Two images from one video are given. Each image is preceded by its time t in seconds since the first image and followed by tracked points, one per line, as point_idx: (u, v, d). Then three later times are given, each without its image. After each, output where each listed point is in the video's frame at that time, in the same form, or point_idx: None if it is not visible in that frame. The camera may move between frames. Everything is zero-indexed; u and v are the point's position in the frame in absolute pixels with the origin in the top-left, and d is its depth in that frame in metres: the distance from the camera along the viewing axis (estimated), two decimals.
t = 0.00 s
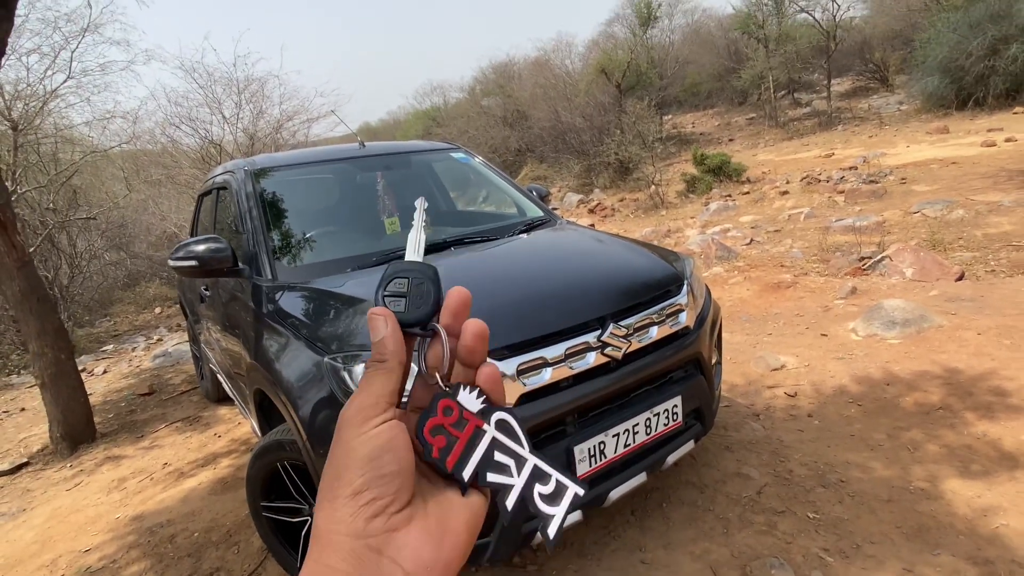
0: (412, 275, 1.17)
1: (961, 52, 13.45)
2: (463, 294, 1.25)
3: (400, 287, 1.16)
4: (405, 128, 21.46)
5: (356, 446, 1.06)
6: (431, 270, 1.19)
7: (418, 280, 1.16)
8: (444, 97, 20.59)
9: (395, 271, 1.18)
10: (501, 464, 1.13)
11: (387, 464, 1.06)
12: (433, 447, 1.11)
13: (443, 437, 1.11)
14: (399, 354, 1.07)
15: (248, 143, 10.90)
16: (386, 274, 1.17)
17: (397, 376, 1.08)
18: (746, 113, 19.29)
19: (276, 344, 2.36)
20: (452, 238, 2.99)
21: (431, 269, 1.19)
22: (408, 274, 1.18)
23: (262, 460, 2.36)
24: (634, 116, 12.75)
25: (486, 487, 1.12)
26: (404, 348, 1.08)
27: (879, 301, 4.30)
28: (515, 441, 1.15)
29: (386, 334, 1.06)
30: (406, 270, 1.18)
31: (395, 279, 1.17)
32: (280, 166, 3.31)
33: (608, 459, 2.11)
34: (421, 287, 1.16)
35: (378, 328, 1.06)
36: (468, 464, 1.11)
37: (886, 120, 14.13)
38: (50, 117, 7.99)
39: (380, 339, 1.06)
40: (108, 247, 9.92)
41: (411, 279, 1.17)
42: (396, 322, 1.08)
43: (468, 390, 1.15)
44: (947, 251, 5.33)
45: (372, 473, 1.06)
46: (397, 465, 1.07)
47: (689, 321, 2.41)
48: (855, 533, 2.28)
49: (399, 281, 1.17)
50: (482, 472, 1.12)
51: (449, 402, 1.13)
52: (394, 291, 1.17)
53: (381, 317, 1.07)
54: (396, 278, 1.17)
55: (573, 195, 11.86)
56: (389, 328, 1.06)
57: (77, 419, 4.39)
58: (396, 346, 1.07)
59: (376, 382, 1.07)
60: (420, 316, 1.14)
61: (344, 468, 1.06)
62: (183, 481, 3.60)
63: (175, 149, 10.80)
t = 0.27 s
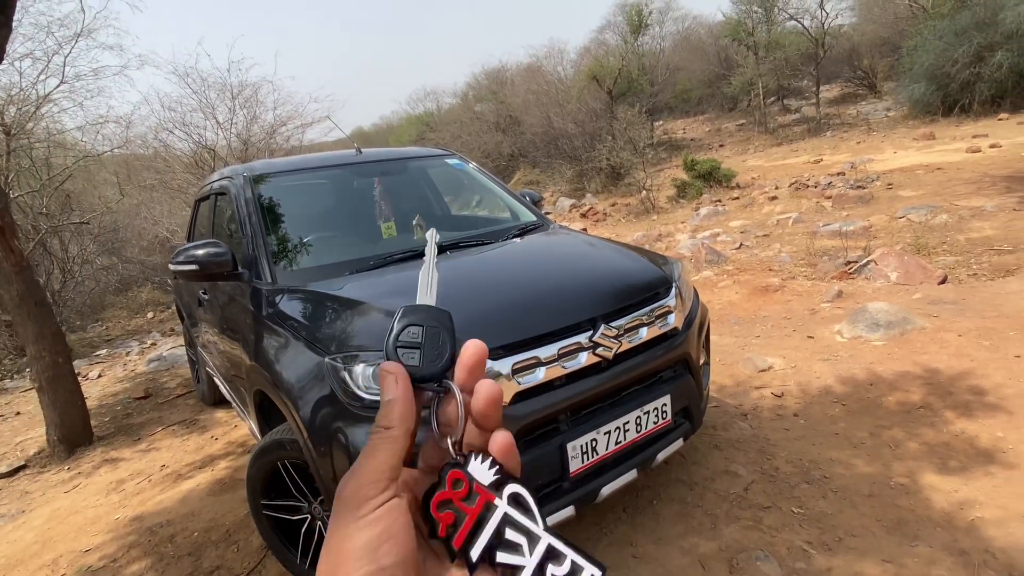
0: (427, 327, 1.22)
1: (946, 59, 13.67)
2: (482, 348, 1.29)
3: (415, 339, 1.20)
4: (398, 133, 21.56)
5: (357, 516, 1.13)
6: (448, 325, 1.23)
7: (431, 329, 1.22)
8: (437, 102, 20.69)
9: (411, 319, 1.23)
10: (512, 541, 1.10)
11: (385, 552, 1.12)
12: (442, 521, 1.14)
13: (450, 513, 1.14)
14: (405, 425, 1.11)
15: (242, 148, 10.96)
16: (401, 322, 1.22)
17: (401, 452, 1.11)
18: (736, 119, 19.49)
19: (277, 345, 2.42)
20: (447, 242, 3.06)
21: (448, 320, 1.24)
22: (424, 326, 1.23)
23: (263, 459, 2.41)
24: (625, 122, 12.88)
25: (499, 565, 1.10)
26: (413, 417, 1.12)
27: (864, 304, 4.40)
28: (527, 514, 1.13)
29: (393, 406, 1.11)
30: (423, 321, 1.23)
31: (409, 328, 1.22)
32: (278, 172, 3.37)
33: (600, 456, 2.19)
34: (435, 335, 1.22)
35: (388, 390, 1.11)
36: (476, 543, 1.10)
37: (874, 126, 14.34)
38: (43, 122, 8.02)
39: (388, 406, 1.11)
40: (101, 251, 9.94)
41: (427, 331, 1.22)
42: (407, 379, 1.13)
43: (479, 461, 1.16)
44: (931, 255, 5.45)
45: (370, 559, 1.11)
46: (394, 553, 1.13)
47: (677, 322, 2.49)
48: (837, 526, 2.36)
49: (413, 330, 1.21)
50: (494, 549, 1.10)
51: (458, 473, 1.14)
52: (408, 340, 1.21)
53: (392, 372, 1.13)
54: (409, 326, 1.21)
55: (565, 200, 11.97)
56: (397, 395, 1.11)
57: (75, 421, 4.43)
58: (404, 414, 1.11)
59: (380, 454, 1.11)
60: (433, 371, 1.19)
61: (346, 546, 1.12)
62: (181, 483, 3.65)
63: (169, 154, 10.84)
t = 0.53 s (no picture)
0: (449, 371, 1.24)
1: (930, 62, 13.91)
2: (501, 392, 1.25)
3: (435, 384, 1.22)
4: (388, 131, 21.56)
5: (365, 574, 1.07)
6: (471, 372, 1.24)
7: (451, 374, 1.23)
8: (428, 101, 20.72)
9: (430, 363, 1.26)
10: None
11: None
12: None
13: (467, 566, 1.07)
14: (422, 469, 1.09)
15: (233, 144, 10.91)
16: (421, 364, 1.26)
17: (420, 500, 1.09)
18: (724, 120, 19.69)
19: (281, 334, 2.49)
20: (445, 237, 3.14)
21: (470, 365, 1.25)
22: (447, 370, 1.24)
23: (268, 445, 2.47)
24: (615, 122, 13.00)
25: None
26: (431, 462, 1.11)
27: (848, 299, 4.53)
28: (541, 562, 1.03)
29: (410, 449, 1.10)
30: (444, 366, 1.25)
31: (429, 372, 1.25)
32: (278, 167, 3.44)
33: (595, 439, 2.28)
34: (455, 379, 1.23)
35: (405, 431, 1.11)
36: None
37: (859, 127, 14.57)
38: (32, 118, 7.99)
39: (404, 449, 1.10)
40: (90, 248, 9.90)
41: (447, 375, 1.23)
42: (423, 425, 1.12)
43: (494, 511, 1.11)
44: (912, 252, 5.60)
45: None
46: None
47: (669, 312, 2.59)
48: (822, 507, 2.46)
49: (433, 373, 1.24)
50: None
51: (474, 525, 1.10)
52: (429, 383, 1.24)
53: (407, 414, 1.12)
54: (429, 370, 1.25)
55: (556, 199, 12.05)
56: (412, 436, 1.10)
57: (71, 415, 4.46)
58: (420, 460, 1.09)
59: (394, 503, 1.09)
60: (449, 417, 1.19)
61: None
62: (180, 474, 3.69)
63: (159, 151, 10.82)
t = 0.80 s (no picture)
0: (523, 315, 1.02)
1: (909, 64, 14.19)
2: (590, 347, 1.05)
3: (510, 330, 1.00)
4: (376, 128, 21.58)
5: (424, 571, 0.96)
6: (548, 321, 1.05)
7: (527, 322, 1.01)
8: (416, 98, 20.77)
9: (499, 302, 1.01)
10: None
11: None
12: None
13: None
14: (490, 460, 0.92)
15: (221, 138, 10.86)
16: (485, 304, 1.01)
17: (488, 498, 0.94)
18: (709, 119, 19.95)
19: (284, 319, 2.59)
20: (441, 228, 3.24)
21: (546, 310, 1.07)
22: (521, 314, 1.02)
23: (271, 426, 2.56)
24: (603, 120, 13.15)
25: None
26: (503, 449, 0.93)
27: (827, 292, 4.69)
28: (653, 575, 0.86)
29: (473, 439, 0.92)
30: (516, 307, 1.02)
31: (497, 311, 1.01)
32: (276, 160, 3.52)
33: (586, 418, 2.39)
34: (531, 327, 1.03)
35: (468, 404, 0.92)
36: None
37: (841, 127, 14.85)
38: (18, 111, 7.97)
39: (468, 436, 0.92)
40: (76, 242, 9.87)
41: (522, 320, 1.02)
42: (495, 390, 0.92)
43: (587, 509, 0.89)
44: (889, 248, 5.79)
45: None
46: None
47: (655, 300, 2.71)
48: (799, 484, 2.58)
49: (503, 317, 1.01)
50: None
51: (564, 528, 0.88)
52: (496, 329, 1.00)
53: (470, 372, 0.92)
54: (497, 310, 1.00)
55: (543, 196, 12.18)
56: (474, 422, 0.91)
57: (66, 405, 4.51)
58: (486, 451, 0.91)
59: (453, 504, 0.95)
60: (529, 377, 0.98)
61: None
62: (177, 461, 3.76)
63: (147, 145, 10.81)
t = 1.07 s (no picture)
0: (555, 265, 1.04)
1: (888, 68, 14.46)
2: (650, 300, 1.08)
3: (539, 282, 1.03)
4: (362, 126, 21.54)
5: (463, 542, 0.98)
6: (592, 270, 1.05)
7: (563, 274, 1.03)
8: (402, 97, 20.75)
9: (532, 250, 1.05)
10: None
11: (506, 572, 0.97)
12: None
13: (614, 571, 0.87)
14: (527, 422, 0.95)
15: (207, 135, 10.78)
16: (517, 252, 1.06)
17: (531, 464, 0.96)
18: (694, 121, 20.16)
19: (275, 315, 2.64)
20: (430, 226, 3.31)
21: (591, 259, 1.06)
22: (555, 266, 1.04)
23: (263, 419, 2.60)
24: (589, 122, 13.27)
25: None
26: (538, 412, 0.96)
27: (804, 290, 4.82)
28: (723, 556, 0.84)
29: (506, 405, 0.95)
30: (548, 260, 1.05)
31: (528, 262, 1.05)
32: (266, 158, 3.57)
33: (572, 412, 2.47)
34: (570, 277, 1.04)
35: (496, 372, 0.95)
36: None
37: (822, 130, 15.10)
38: (1, 106, 7.89)
39: (502, 402, 0.95)
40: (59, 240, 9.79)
41: (555, 274, 1.04)
42: (523, 349, 0.95)
43: (642, 493, 0.88)
44: (866, 248, 5.94)
45: None
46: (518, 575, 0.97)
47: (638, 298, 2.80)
48: (775, 474, 2.68)
49: (535, 269, 1.04)
50: None
51: (620, 516, 0.88)
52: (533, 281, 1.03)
53: (492, 329, 0.96)
54: (529, 261, 1.05)
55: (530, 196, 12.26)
56: (505, 388, 0.95)
57: (53, 401, 4.51)
58: (521, 414, 0.94)
59: (489, 479, 0.97)
60: (565, 335, 0.99)
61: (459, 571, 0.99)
62: (167, 456, 3.78)
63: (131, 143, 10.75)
